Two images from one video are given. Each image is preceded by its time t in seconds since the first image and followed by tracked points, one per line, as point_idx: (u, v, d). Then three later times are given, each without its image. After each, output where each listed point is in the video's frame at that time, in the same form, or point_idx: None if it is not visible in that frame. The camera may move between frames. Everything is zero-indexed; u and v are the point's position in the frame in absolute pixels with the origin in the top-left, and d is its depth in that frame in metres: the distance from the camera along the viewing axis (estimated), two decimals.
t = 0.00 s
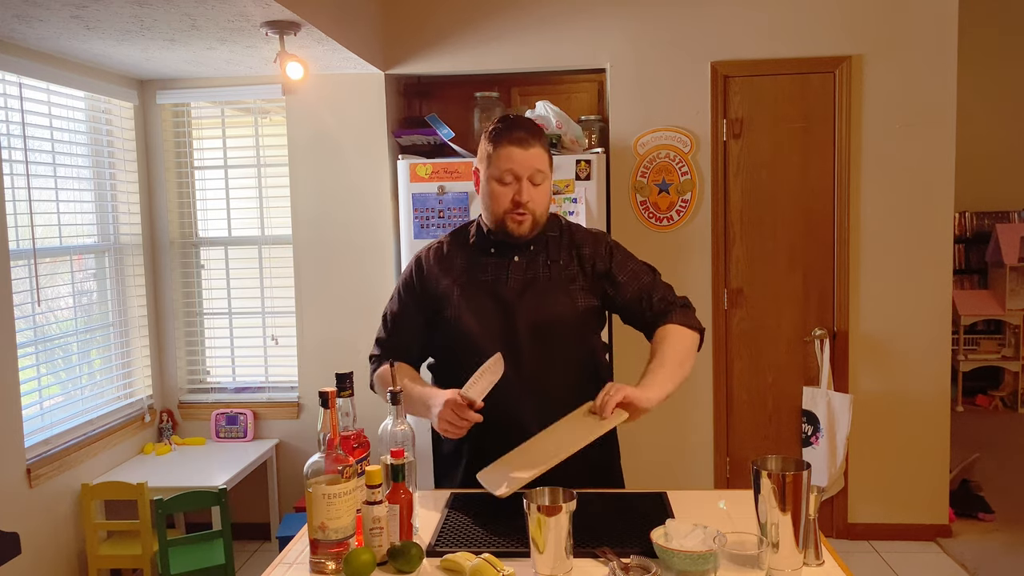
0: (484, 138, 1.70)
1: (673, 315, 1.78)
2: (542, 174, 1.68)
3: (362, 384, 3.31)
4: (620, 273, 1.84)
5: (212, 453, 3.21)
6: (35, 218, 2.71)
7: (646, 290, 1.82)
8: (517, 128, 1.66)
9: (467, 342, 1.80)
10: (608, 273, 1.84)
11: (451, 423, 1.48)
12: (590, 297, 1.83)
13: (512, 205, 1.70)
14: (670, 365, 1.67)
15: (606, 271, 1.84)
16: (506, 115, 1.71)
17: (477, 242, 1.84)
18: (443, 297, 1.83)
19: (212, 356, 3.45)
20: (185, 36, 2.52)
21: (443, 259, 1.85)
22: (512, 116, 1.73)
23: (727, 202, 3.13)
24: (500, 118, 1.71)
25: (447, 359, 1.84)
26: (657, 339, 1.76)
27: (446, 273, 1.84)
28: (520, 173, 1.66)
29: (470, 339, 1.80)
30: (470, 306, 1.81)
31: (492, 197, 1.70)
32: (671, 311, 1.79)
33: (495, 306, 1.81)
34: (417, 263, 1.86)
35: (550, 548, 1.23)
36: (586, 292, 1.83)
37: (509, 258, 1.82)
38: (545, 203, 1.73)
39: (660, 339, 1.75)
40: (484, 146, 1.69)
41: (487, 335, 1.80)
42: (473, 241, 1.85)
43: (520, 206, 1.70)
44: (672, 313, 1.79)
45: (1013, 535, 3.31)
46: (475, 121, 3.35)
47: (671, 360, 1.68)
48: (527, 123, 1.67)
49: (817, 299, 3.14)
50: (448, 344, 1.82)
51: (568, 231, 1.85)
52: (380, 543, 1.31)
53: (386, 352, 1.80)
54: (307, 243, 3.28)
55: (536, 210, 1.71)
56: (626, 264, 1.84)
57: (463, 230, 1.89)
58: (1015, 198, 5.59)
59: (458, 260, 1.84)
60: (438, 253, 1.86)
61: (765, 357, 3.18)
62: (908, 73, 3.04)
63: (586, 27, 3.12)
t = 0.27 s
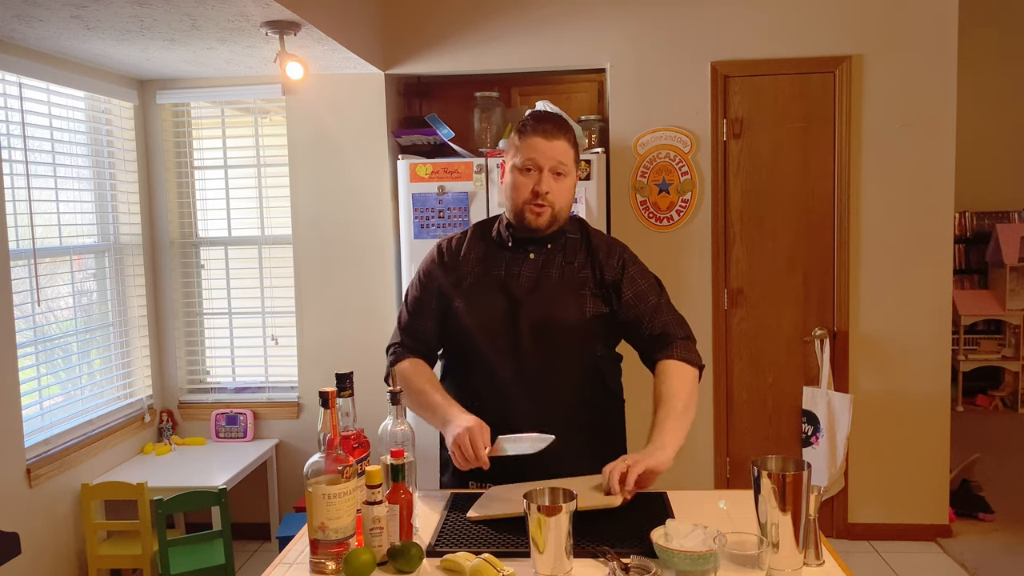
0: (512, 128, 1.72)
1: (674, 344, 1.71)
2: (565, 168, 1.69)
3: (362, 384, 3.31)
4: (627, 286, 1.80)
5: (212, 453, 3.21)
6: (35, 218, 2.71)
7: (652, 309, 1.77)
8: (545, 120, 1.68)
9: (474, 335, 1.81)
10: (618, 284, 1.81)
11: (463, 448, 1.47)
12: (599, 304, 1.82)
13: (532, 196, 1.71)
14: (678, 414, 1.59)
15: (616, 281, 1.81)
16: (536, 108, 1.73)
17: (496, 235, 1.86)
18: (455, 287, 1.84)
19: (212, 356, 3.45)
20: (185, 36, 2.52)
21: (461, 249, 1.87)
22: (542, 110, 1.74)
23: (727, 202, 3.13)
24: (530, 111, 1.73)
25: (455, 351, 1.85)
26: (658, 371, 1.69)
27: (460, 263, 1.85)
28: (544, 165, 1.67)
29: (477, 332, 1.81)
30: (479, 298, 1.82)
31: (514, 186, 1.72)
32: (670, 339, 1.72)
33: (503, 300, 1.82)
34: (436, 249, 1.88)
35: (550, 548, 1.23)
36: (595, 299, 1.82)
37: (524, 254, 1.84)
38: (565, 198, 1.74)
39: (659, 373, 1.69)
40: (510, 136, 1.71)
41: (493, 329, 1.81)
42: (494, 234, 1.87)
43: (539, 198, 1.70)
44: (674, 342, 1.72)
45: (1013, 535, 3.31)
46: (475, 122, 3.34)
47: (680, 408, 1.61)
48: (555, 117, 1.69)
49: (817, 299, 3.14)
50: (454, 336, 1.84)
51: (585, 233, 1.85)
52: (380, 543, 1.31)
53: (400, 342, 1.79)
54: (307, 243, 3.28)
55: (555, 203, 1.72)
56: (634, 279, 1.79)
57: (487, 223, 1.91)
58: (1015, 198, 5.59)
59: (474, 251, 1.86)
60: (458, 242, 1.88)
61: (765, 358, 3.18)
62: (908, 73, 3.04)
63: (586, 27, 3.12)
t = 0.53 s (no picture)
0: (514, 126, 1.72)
1: (694, 346, 1.76)
2: (568, 163, 1.69)
3: (362, 384, 3.31)
4: (643, 286, 1.82)
5: (212, 453, 3.21)
6: (35, 218, 2.71)
7: (669, 310, 1.81)
8: (547, 115, 1.69)
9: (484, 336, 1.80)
10: (632, 284, 1.83)
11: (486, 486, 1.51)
12: (612, 302, 1.84)
13: (536, 191, 1.70)
14: (672, 402, 1.64)
15: (630, 282, 1.83)
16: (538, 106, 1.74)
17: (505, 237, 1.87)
18: (466, 289, 1.84)
19: (212, 356, 3.45)
20: (185, 36, 2.52)
21: (469, 252, 1.87)
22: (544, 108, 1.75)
23: (727, 202, 3.13)
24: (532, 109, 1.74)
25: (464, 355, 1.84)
26: (667, 368, 1.74)
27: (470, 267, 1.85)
28: (547, 160, 1.67)
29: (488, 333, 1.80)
30: (491, 300, 1.82)
31: (517, 182, 1.72)
32: (693, 342, 1.77)
33: (515, 301, 1.81)
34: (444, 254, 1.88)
35: (550, 548, 1.23)
36: (609, 298, 1.84)
37: (535, 254, 1.85)
38: (568, 195, 1.73)
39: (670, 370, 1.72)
40: (513, 132, 1.71)
41: (505, 330, 1.81)
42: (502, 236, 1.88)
43: (543, 193, 1.70)
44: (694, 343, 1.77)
45: (1013, 535, 3.31)
46: (475, 122, 3.35)
47: (676, 398, 1.65)
48: (558, 113, 1.70)
49: (817, 299, 3.14)
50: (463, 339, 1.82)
51: (595, 232, 1.88)
52: (379, 543, 1.31)
53: (419, 350, 1.76)
54: (308, 243, 3.28)
55: (558, 199, 1.72)
56: (652, 281, 1.82)
57: (493, 227, 1.92)
58: (1015, 198, 5.59)
59: (483, 254, 1.86)
60: (467, 246, 1.88)
61: (765, 358, 3.18)
62: (908, 73, 3.04)
63: (586, 27, 3.12)
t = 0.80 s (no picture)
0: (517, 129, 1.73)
1: (704, 350, 1.76)
2: (573, 163, 1.69)
3: (362, 384, 3.31)
4: (656, 290, 1.84)
5: (212, 453, 3.21)
6: (35, 218, 2.71)
7: (682, 313, 1.84)
8: (551, 116, 1.69)
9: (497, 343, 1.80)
10: (645, 286, 1.84)
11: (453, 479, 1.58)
12: (626, 304, 1.83)
13: (541, 193, 1.70)
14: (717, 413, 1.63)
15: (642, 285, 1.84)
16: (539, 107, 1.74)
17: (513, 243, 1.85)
18: (477, 296, 1.84)
19: (212, 356, 3.45)
20: (185, 36, 2.53)
21: (477, 259, 1.87)
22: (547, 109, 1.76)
23: (727, 202, 3.13)
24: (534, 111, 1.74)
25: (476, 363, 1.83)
26: (687, 377, 1.74)
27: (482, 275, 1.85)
28: (551, 160, 1.67)
29: (502, 340, 1.80)
30: (503, 307, 1.81)
31: (522, 184, 1.72)
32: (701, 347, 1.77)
33: (528, 308, 1.81)
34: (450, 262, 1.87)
35: (550, 548, 1.23)
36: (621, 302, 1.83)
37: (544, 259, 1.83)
38: (574, 195, 1.73)
39: (690, 379, 1.73)
40: (516, 135, 1.72)
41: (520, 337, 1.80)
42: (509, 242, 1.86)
43: (548, 194, 1.70)
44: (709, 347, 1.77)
45: (1013, 535, 3.31)
46: (474, 122, 3.35)
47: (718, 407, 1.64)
48: (559, 112, 1.70)
49: (817, 299, 3.14)
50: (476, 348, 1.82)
51: (605, 235, 1.87)
52: (379, 543, 1.31)
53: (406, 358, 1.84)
54: (308, 243, 3.28)
55: (564, 200, 1.71)
56: (667, 286, 1.85)
57: (498, 231, 1.91)
58: (1015, 198, 5.59)
59: (494, 261, 1.85)
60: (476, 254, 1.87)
61: (765, 358, 3.18)
62: (908, 73, 3.04)
63: (586, 27, 3.12)
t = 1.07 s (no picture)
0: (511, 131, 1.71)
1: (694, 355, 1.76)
2: (568, 166, 1.68)
3: (362, 384, 3.31)
4: (648, 289, 1.82)
5: (212, 453, 3.21)
6: (35, 218, 2.71)
7: (675, 312, 1.81)
8: (544, 118, 1.67)
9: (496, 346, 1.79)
10: (641, 286, 1.82)
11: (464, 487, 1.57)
12: (625, 304, 1.82)
13: (535, 197, 1.70)
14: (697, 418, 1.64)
15: (637, 284, 1.83)
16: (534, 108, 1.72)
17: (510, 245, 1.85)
18: (474, 300, 1.83)
19: (212, 356, 3.45)
20: (185, 36, 2.53)
21: (473, 262, 1.86)
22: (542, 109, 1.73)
23: (727, 202, 3.13)
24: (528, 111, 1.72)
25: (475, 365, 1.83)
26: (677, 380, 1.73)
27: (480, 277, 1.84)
28: (546, 165, 1.67)
29: (500, 344, 1.79)
30: (501, 310, 1.81)
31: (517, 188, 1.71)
32: (694, 351, 1.77)
33: (528, 310, 1.81)
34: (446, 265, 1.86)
35: (550, 548, 1.23)
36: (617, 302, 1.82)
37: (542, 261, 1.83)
38: (569, 198, 1.73)
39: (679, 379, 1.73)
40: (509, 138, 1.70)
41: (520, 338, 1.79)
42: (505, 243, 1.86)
43: (544, 198, 1.69)
44: (700, 351, 1.76)
45: (1013, 535, 3.31)
46: (474, 122, 3.35)
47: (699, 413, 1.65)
48: (554, 114, 1.68)
49: (817, 300, 3.14)
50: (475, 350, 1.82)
51: (602, 234, 1.87)
52: (380, 543, 1.31)
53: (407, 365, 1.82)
54: (308, 244, 3.28)
55: (560, 204, 1.71)
56: (659, 282, 1.83)
57: (494, 232, 1.91)
58: (1015, 198, 5.59)
59: (491, 263, 1.85)
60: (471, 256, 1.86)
61: (764, 357, 3.18)
62: (908, 73, 3.04)
63: (586, 27, 3.12)
